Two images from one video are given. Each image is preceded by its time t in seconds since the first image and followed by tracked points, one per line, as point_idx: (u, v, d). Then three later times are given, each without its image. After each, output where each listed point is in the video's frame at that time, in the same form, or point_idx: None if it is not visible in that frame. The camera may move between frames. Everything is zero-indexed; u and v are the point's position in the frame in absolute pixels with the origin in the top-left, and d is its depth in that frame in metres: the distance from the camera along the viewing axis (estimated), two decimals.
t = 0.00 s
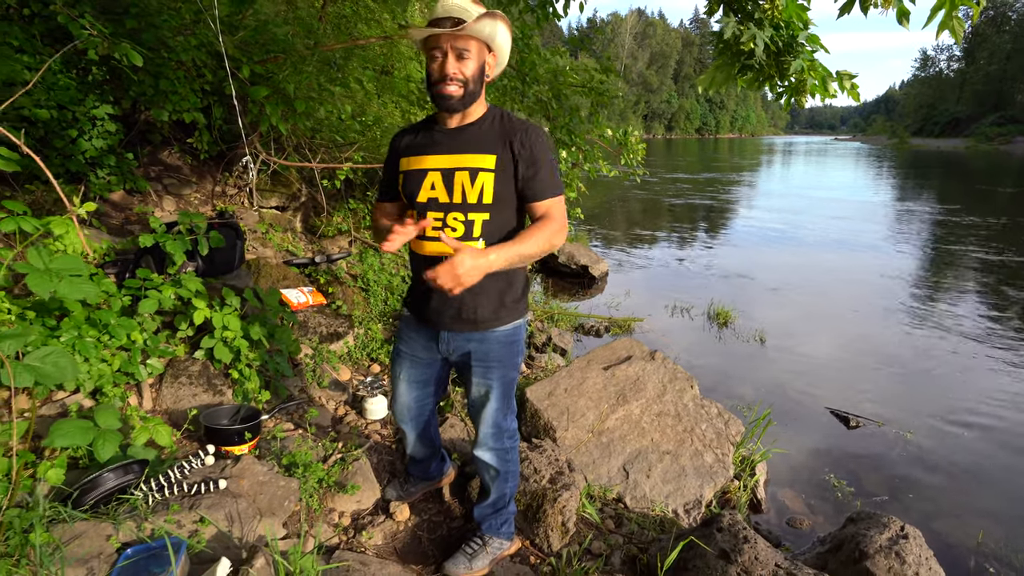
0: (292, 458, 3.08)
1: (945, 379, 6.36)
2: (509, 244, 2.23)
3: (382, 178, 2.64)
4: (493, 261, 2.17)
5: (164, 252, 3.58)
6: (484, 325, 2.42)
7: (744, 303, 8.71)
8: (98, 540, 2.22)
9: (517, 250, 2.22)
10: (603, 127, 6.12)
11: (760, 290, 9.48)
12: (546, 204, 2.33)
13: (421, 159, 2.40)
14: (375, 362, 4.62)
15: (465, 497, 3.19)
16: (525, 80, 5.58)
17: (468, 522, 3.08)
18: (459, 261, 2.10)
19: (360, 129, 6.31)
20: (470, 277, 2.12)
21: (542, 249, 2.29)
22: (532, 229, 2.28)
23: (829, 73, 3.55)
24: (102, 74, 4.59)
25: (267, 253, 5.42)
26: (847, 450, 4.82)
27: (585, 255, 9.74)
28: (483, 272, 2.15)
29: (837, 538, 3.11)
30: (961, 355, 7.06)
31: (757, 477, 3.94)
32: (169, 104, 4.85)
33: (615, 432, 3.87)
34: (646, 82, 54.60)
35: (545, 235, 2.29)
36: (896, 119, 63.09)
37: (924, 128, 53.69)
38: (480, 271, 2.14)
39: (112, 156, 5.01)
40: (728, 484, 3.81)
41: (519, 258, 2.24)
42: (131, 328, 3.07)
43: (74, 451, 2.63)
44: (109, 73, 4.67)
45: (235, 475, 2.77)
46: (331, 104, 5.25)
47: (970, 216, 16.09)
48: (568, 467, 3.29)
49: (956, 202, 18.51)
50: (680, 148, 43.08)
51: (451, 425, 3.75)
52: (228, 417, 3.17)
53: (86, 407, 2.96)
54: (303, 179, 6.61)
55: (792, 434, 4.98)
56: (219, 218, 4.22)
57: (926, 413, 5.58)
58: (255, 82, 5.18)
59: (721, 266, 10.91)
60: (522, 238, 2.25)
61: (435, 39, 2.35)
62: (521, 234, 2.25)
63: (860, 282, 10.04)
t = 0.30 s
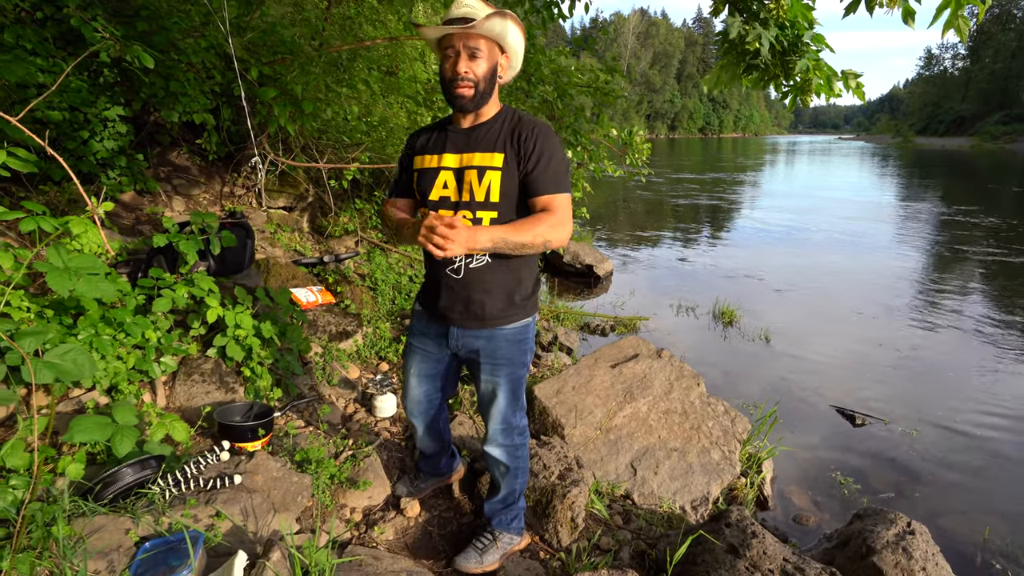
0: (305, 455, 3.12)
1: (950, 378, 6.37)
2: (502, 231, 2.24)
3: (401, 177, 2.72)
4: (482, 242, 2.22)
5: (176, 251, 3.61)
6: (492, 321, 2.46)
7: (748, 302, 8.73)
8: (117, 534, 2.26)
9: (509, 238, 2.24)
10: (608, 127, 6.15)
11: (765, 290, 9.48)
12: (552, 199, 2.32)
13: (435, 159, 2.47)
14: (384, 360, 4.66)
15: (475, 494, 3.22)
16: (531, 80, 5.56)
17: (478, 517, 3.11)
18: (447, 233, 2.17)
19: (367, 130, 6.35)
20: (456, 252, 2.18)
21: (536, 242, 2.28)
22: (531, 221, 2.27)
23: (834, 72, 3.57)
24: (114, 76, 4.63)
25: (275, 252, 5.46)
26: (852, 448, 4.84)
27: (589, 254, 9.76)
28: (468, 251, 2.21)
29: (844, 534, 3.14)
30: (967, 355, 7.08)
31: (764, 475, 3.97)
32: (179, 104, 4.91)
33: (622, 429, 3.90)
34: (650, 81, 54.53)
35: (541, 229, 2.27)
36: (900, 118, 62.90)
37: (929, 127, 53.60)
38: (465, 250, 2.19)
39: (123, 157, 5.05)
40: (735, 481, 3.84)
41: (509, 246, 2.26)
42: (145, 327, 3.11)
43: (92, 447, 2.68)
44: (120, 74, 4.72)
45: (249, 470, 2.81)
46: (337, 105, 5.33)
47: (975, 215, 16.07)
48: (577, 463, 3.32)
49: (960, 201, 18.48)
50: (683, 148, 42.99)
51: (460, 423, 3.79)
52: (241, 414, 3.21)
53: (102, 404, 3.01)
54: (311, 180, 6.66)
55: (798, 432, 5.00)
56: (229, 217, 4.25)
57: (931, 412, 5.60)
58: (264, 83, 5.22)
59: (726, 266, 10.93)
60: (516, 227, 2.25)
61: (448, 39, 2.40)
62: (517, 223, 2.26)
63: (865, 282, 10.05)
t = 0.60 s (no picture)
0: (313, 453, 3.15)
1: (956, 379, 6.36)
2: (502, 233, 2.31)
3: (412, 177, 2.75)
4: (482, 243, 2.29)
5: (185, 251, 3.64)
6: (498, 321, 2.48)
7: (753, 302, 8.72)
8: (129, 530, 2.29)
9: (508, 240, 2.30)
10: (612, 127, 6.16)
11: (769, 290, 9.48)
12: (555, 201, 2.33)
13: (443, 159, 2.49)
14: (390, 359, 4.67)
15: (481, 492, 3.24)
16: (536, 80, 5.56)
17: (485, 515, 3.14)
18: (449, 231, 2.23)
19: (372, 130, 6.38)
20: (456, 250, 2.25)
21: (536, 246, 2.33)
22: (532, 224, 2.32)
23: (839, 72, 3.58)
24: (122, 77, 4.66)
25: (282, 252, 5.49)
26: (858, 447, 4.84)
27: (594, 254, 9.77)
28: (468, 250, 2.28)
29: (850, 532, 3.15)
30: (972, 354, 7.07)
31: (769, 473, 3.98)
32: (186, 105, 4.96)
33: (628, 428, 3.92)
34: (653, 81, 54.46)
35: (541, 233, 2.31)
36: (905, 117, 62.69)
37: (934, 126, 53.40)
38: (465, 249, 2.27)
39: (131, 158, 5.08)
40: (741, 480, 3.85)
41: (508, 249, 2.32)
42: (155, 326, 3.13)
43: (104, 445, 2.71)
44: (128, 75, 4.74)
45: (258, 468, 2.84)
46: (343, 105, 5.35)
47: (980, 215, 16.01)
48: (583, 462, 3.33)
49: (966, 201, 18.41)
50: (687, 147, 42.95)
51: (467, 421, 3.81)
52: (250, 412, 3.23)
53: (113, 402, 3.04)
54: (316, 179, 6.69)
55: (803, 432, 5.00)
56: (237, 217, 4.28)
57: (936, 412, 5.60)
58: (271, 84, 5.25)
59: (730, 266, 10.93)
60: (516, 230, 2.31)
61: (463, 36, 2.43)
62: (518, 227, 2.31)
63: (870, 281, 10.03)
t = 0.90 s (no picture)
0: (319, 451, 3.15)
1: (960, 379, 6.35)
2: (511, 237, 2.28)
3: (421, 175, 2.76)
4: (493, 247, 2.25)
5: (191, 249, 3.65)
6: (503, 320, 2.48)
7: (756, 302, 8.71)
8: (138, 528, 2.30)
9: (518, 243, 2.26)
10: (616, 127, 6.16)
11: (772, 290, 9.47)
12: (563, 201, 2.33)
13: (451, 157, 2.50)
14: (395, 358, 4.67)
15: (487, 490, 3.25)
16: (540, 79, 5.57)
17: (490, 514, 3.14)
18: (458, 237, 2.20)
19: (376, 129, 6.39)
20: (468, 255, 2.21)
21: (546, 246, 2.29)
22: (541, 225, 2.30)
23: (844, 71, 3.58)
24: (127, 75, 4.67)
25: (286, 251, 5.49)
26: (862, 446, 4.84)
27: (597, 253, 9.77)
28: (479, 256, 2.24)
29: (855, 532, 3.15)
30: (976, 354, 7.05)
31: (774, 473, 3.98)
32: (191, 104, 5.01)
33: (633, 427, 3.92)
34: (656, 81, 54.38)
35: (550, 232, 2.29)
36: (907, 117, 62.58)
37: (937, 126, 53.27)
38: (476, 254, 2.22)
39: (136, 157, 5.08)
40: (745, 479, 3.85)
41: (519, 251, 2.28)
42: (162, 324, 3.14)
43: (112, 443, 2.73)
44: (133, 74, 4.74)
45: (265, 466, 2.84)
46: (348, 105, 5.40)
47: (984, 215, 15.97)
48: (588, 461, 3.34)
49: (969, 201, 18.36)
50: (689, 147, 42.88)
51: (472, 420, 3.82)
52: (256, 410, 3.23)
53: (120, 400, 3.05)
54: (320, 179, 6.69)
55: (808, 431, 5.00)
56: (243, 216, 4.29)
57: (941, 412, 5.59)
58: (275, 83, 5.25)
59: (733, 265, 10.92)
60: (526, 232, 2.28)
61: (476, 36, 2.44)
62: (527, 229, 2.28)
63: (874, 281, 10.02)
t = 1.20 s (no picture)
0: (324, 449, 3.15)
1: (963, 378, 6.34)
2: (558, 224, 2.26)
3: (426, 173, 2.75)
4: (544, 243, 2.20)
5: (195, 247, 3.64)
6: (511, 319, 2.48)
7: (759, 301, 8.70)
8: (144, 526, 2.30)
9: (563, 237, 2.24)
10: (619, 125, 6.15)
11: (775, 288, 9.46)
12: (582, 195, 2.35)
13: (457, 156, 2.49)
14: (398, 357, 4.67)
15: (492, 489, 3.24)
16: (542, 78, 5.56)
17: (495, 512, 3.14)
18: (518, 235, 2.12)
19: (378, 127, 6.39)
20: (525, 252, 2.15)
21: (583, 238, 2.30)
22: (574, 217, 2.28)
23: (848, 69, 3.57)
24: (131, 74, 4.66)
25: (290, 249, 5.49)
26: (866, 445, 4.84)
27: (599, 252, 9.76)
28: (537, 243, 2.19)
29: (860, 530, 3.15)
30: (979, 353, 7.04)
31: (778, 471, 3.97)
32: (195, 102, 5.03)
33: (637, 425, 3.92)
34: (657, 80, 54.32)
35: (585, 224, 2.29)
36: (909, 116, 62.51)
37: (939, 125, 53.20)
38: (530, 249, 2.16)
39: (139, 155, 5.07)
40: (750, 478, 3.84)
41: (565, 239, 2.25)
42: (166, 322, 3.13)
43: (117, 441, 2.72)
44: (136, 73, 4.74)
45: (271, 464, 2.83)
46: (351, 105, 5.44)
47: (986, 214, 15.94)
48: (593, 459, 3.33)
49: (971, 200, 18.33)
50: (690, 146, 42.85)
51: (476, 418, 3.81)
52: (261, 408, 3.23)
53: (125, 398, 3.04)
54: (323, 177, 6.68)
55: (812, 429, 4.99)
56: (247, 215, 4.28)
57: (944, 410, 5.59)
58: (278, 81, 5.25)
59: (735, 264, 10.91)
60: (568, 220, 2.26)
61: (480, 35, 2.43)
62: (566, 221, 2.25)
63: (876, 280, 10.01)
